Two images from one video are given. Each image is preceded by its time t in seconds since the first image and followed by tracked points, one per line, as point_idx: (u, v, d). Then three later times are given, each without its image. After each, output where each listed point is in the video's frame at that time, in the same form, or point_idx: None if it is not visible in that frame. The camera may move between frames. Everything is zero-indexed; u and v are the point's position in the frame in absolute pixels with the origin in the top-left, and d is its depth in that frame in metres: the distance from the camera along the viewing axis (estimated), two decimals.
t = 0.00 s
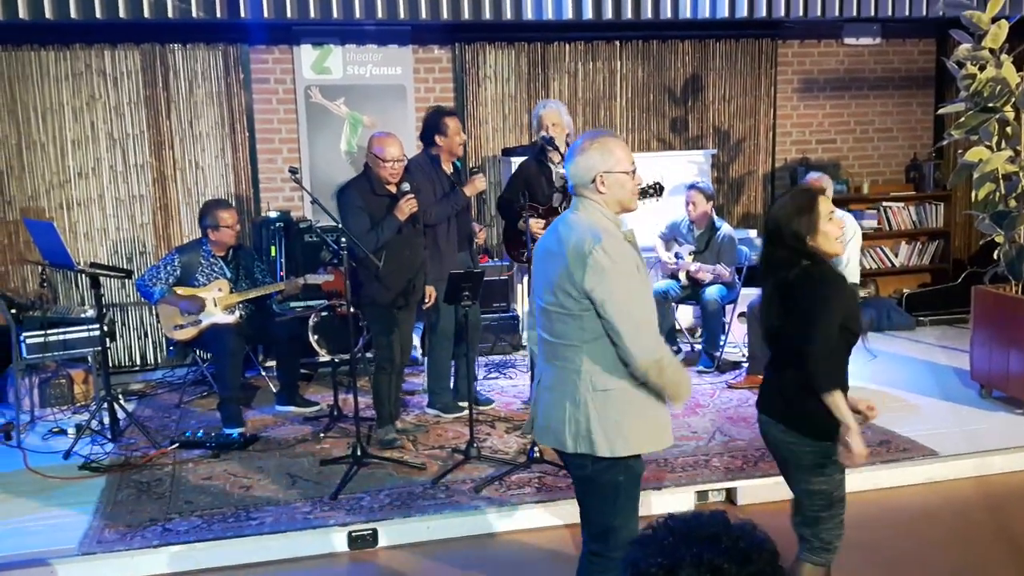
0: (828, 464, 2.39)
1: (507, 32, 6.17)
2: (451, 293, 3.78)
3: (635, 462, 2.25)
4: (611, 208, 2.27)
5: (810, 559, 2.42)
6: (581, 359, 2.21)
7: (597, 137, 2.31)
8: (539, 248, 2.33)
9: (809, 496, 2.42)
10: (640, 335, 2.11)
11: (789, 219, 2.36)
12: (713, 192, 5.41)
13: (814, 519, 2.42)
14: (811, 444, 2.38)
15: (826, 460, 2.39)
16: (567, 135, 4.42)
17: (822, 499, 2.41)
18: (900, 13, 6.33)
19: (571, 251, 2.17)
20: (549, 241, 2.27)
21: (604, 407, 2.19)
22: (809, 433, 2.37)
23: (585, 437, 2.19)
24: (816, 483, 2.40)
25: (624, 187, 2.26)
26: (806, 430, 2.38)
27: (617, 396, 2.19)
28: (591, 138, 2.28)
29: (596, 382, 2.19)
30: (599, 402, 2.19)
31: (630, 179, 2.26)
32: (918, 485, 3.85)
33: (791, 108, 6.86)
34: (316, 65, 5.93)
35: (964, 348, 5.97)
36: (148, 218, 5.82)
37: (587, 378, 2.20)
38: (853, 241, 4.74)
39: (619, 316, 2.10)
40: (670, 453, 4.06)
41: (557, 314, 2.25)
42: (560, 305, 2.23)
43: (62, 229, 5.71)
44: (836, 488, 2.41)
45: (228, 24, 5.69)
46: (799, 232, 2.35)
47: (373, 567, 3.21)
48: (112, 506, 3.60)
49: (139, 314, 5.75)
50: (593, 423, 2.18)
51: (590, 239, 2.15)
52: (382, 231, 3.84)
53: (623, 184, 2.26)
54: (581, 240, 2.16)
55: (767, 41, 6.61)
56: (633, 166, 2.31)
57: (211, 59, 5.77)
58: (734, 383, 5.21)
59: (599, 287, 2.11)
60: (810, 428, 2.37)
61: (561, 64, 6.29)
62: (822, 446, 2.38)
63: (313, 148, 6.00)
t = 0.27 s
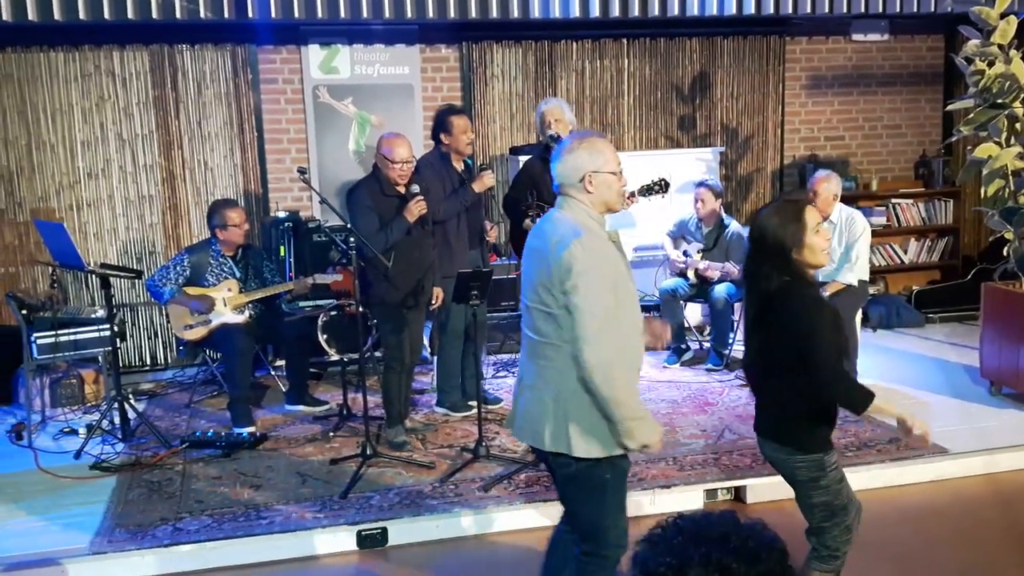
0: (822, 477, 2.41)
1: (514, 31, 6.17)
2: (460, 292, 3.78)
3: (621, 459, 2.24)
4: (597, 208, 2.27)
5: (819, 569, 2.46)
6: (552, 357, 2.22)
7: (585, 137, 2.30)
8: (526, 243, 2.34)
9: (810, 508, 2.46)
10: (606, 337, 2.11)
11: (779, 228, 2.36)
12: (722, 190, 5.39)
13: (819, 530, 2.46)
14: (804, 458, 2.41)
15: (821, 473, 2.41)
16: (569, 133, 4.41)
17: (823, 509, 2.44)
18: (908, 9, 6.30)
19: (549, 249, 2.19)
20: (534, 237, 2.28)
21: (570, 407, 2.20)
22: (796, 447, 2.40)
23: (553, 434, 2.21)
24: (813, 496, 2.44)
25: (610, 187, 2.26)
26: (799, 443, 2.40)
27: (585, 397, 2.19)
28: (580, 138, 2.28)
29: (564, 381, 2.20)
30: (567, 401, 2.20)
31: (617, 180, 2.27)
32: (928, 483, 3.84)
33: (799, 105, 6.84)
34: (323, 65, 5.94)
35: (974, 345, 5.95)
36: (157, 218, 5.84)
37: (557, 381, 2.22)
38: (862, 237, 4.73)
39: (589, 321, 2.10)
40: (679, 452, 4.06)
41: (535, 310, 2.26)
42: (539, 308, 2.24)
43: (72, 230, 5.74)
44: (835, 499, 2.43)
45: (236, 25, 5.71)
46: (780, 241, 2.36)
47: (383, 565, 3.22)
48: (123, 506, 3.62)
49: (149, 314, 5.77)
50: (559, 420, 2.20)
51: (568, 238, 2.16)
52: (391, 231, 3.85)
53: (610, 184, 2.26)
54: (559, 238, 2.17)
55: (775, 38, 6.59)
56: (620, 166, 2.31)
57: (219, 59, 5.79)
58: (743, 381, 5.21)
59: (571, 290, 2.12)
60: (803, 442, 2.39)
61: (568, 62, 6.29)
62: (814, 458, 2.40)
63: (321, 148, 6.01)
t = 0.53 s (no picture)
0: (805, 468, 2.38)
1: (518, 28, 6.16)
2: (465, 290, 3.78)
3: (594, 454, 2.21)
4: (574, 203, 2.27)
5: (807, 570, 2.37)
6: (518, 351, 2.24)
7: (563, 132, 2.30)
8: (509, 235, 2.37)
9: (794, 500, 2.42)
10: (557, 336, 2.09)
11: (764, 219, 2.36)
12: (727, 187, 5.37)
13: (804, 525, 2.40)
14: (788, 447, 2.38)
15: (804, 464, 2.37)
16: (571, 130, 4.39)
17: (805, 503, 2.39)
18: (914, 5, 6.28)
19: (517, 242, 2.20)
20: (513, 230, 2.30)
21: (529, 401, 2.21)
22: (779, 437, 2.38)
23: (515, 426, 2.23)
24: (798, 487, 2.40)
25: (590, 180, 2.27)
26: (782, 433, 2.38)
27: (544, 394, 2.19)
28: (559, 133, 2.28)
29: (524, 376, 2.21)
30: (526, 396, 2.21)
31: (595, 174, 2.27)
32: (934, 481, 3.83)
33: (804, 102, 6.82)
34: (328, 62, 5.94)
35: (979, 342, 5.93)
36: (162, 216, 5.85)
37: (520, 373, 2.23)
38: (868, 234, 4.71)
39: (544, 320, 2.08)
40: (683, 449, 4.06)
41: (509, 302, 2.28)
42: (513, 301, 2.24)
43: (77, 228, 5.75)
44: (819, 493, 2.38)
45: (241, 22, 5.71)
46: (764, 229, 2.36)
47: (387, 563, 3.22)
48: (128, 503, 3.63)
49: (154, 312, 5.78)
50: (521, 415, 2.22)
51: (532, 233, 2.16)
52: (396, 230, 3.85)
53: (590, 178, 2.26)
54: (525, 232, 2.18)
55: (780, 35, 6.57)
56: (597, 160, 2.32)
57: (224, 57, 5.79)
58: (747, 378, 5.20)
59: (529, 287, 2.11)
60: (785, 430, 2.37)
61: (573, 59, 6.28)
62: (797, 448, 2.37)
63: (326, 145, 6.01)
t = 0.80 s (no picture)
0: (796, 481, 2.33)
1: (521, 26, 6.16)
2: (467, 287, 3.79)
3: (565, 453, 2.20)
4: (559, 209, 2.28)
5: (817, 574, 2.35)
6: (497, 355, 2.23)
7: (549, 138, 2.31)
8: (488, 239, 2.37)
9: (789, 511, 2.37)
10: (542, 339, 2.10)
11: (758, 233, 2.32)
12: (729, 186, 5.37)
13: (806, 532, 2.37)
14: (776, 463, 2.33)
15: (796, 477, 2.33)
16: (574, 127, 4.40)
17: (803, 511, 2.35)
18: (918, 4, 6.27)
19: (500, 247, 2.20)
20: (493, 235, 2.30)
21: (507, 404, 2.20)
22: (767, 452, 2.33)
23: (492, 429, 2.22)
24: (791, 500, 2.35)
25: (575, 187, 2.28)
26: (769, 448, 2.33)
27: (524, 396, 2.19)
28: (546, 138, 2.28)
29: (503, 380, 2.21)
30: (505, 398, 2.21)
31: (581, 181, 2.28)
32: (936, 480, 3.83)
33: (808, 100, 6.81)
34: (331, 59, 5.94)
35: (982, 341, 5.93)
36: (165, 213, 5.86)
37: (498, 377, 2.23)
38: (871, 234, 4.72)
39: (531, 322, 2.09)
40: (686, 447, 4.06)
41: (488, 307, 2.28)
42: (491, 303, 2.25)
43: (80, 224, 5.76)
44: (815, 503, 2.34)
45: (244, 19, 5.71)
46: (753, 239, 2.31)
47: (390, 560, 3.23)
48: (131, 499, 3.64)
49: (157, 308, 5.79)
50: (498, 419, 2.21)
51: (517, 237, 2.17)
52: (398, 226, 3.85)
53: (575, 185, 2.27)
54: (509, 237, 2.19)
55: (783, 33, 6.56)
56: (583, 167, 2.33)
57: (227, 54, 5.79)
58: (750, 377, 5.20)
59: (514, 291, 2.12)
60: (771, 446, 2.32)
61: (576, 57, 6.28)
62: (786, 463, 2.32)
63: (328, 142, 6.01)
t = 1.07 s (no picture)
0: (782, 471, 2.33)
1: (518, 21, 6.14)
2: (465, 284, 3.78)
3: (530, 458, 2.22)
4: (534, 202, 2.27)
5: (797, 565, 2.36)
6: (479, 348, 2.22)
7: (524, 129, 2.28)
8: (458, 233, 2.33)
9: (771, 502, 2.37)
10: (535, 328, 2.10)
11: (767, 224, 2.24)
12: (726, 183, 5.36)
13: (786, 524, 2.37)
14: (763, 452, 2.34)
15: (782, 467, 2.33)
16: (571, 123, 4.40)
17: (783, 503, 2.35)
18: None
19: (479, 241, 2.17)
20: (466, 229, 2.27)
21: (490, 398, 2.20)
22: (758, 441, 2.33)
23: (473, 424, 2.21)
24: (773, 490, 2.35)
25: (552, 180, 2.27)
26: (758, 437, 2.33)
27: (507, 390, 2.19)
28: (523, 130, 2.25)
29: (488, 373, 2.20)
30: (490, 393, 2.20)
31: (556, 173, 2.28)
32: (933, 476, 3.83)
33: (806, 97, 6.80)
34: (328, 54, 5.92)
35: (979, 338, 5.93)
36: (161, 208, 5.84)
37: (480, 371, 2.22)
38: (870, 230, 4.71)
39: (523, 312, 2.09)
40: (682, 444, 4.05)
41: (465, 302, 2.25)
42: (468, 297, 2.23)
43: (76, 220, 5.74)
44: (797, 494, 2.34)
45: (241, 13, 5.69)
46: (759, 222, 2.24)
47: (386, 556, 3.22)
48: (126, 496, 3.63)
49: (153, 304, 5.77)
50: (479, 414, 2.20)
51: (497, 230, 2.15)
52: (396, 224, 3.83)
53: (551, 177, 2.26)
54: (488, 231, 2.16)
55: (781, 29, 6.55)
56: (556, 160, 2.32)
57: (224, 49, 5.77)
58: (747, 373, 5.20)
59: (502, 283, 2.10)
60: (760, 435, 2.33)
61: (573, 53, 6.26)
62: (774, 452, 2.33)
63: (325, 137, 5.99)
